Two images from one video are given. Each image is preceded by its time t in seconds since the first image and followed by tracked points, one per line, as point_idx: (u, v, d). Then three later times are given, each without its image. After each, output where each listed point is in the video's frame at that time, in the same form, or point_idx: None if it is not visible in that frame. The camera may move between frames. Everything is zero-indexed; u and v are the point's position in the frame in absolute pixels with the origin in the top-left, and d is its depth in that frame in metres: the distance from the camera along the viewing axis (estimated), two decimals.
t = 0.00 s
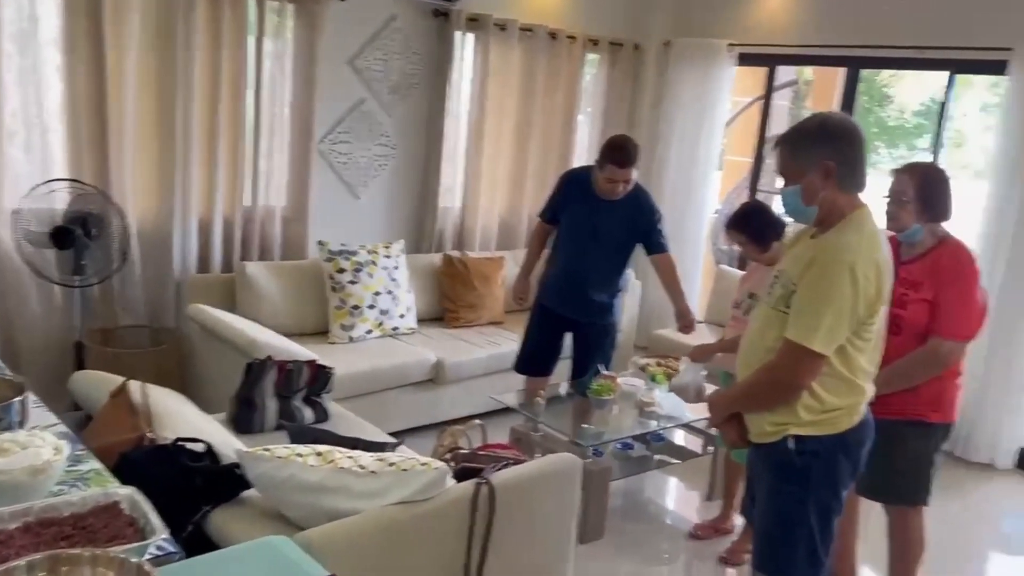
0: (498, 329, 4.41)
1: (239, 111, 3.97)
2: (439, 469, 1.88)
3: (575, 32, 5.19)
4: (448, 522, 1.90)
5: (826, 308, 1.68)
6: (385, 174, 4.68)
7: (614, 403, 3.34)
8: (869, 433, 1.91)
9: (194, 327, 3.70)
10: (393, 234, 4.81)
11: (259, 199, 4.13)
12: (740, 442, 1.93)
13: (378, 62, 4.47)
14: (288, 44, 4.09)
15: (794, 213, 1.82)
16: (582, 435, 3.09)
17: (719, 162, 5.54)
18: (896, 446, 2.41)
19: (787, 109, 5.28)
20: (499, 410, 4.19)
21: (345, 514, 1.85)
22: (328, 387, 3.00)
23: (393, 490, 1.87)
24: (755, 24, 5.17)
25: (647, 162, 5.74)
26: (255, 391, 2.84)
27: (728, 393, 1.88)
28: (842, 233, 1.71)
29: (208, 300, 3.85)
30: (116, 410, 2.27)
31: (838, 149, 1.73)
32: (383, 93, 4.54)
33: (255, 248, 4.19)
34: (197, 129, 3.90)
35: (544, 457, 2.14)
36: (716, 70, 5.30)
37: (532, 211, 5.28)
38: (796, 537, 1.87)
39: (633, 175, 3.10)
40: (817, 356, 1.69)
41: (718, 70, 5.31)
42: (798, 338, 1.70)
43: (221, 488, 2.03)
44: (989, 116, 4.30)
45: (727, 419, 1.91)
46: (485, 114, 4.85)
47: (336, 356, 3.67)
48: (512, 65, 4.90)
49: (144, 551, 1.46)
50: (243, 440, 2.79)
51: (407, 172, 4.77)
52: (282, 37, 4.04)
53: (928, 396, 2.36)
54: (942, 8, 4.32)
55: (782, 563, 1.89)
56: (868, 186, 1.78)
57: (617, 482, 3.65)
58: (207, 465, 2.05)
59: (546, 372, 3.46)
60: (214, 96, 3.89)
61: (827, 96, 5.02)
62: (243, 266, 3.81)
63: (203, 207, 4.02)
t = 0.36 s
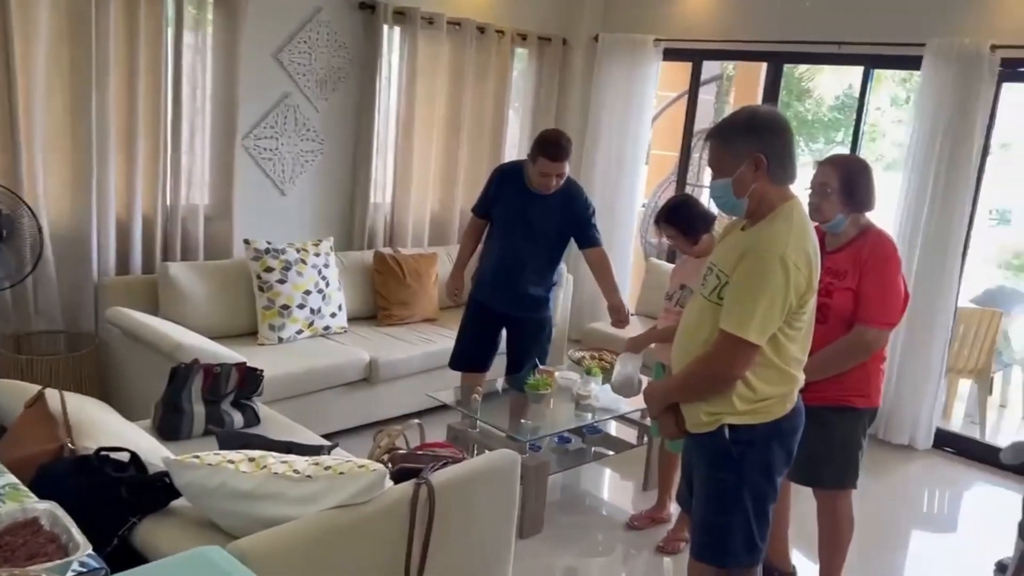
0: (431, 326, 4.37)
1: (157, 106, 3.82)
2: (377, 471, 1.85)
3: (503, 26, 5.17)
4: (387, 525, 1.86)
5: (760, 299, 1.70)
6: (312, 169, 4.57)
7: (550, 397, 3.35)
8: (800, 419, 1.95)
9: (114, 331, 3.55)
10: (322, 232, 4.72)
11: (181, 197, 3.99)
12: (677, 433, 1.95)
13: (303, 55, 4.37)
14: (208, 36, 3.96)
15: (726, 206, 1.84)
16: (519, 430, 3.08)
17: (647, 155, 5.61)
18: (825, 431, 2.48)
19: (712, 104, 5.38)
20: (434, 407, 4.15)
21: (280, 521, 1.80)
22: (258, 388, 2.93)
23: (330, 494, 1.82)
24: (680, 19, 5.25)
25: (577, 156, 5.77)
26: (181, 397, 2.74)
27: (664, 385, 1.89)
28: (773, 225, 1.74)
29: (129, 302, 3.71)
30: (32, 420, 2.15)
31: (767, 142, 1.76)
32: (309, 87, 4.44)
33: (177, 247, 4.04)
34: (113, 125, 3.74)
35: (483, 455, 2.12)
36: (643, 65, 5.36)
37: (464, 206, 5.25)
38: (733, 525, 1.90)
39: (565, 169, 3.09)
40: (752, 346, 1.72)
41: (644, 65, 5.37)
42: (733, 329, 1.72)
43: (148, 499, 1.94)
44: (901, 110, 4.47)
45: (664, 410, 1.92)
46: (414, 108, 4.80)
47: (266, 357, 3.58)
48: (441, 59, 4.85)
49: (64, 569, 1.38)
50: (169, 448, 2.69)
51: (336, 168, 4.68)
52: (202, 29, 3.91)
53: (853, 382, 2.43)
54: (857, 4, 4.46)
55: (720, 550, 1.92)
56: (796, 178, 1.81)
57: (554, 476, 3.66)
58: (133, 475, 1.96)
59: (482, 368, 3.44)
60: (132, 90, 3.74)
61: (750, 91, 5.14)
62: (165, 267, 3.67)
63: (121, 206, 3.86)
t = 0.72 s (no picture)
0: (354, 324, 4.28)
1: (56, 99, 3.63)
2: (292, 474, 1.77)
3: (422, 18, 5.11)
4: (304, 528, 1.80)
5: (678, 287, 1.71)
6: (225, 165, 4.43)
7: (476, 392, 3.32)
8: (720, 406, 1.96)
9: (13, 336, 3.36)
10: (237, 229, 4.57)
11: (84, 194, 3.81)
12: (600, 423, 1.95)
13: (213, 47, 4.22)
14: (110, 26, 3.79)
15: (645, 196, 1.84)
16: (444, 427, 3.04)
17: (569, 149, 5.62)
18: (744, 418, 2.52)
19: (632, 97, 5.45)
20: (357, 407, 4.08)
21: (190, 529, 1.72)
22: (168, 394, 2.82)
23: (243, 499, 1.75)
24: (598, 13, 5.28)
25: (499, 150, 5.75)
26: (86, 402, 2.60)
27: (587, 375, 1.89)
28: (688, 214, 1.74)
29: (30, 305, 3.52)
30: None
31: (682, 132, 1.77)
32: (220, 79, 4.29)
33: (82, 247, 3.86)
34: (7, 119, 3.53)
35: (406, 452, 2.07)
36: (563, 58, 5.37)
37: (386, 202, 5.17)
38: (657, 513, 1.90)
39: (489, 163, 3.05)
40: (670, 335, 1.72)
41: (565, 59, 5.38)
42: (652, 317, 1.72)
43: (46, 512, 1.83)
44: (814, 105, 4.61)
45: (587, 401, 1.92)
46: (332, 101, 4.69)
47: (180, 360, 3.44)
48: (358, 51, 4.76)
49: None
50: (73, 457, 2.55)
51: (251, 164, 4.54)
52: (103, 18, 3.73)
53: (770, 368, 2.47)
54: None
55: (645, 538, 1.92)
56: (711, 167, 1.82)
57: (481, 472, 3.63)
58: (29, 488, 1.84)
59: (405, 365, 3.39)
60: (28, 82, 3.54)
61: (669, 84, 5.22)
62: (68, 267, 3.50)
63: (18, 204, 3.66)
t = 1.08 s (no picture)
0: (277, 325, 4.17)
1: None
2: (213, 485, 1.70)
3: (342, 11, 5.00)
4: (228, 540, 1.73)
5: (606, 282, 1.70)
6: (138, 162, 4.25)
7: (405, 392, 3.28)
8: (650, 399, 1.97)
9: None
10: (152, 229, 4.40)
11: None
12: (531, 420, 1.93)
13: (122, 39, 4.04)
14: (9, 17, 3.58)
15: (572, 191, 1.83)
16: (372, 428, 2.98)
17: (496, 145, 5.59)
18: (672, 410, 2.54)
19: (557, 93, 5.44)
20: (283, 410, 3.97)
21: (103, 547, 1.63)
22: (79, 404, 2.68)
23: (160, 513, 1.67)
24: (521, 7, 5.26)
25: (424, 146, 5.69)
26: None
27: (517, 372, 1.87)
28: (616, 209, 1.74)
29: None
30: None
31: (608, 127, 1.76)
32: (131, 73, 4.11)
33: None
34: None
35: (334, 457, 2.02)
36: (487, 53, 5.34)
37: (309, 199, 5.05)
38: (589, 509, 1.90)
39: (419, 160, 2.99)
40: (600, 330, 1.71)
41: (488, 53, 5.35)
42: (581, 313, 1.71)
43: None
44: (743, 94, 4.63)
45: (518, 399, 1.90)
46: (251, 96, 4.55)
47: (92, 367, 3.29)
48: (277, 45, 4.63)
49: None
50: None
51: (165, 161, 4.37)
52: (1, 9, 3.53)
53: (695, 361, 2.49)
54: None
55: (578, 534, 1.91)
56: (637, 162, 1.82)
57: (411, 472, 3.58)
58: None
59: (332, 366, 3.31)
60: None
61: (592, 78, 5.25)
62: None
63: None
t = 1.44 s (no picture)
0: (195, 329, 4.02)
1: None
2: (140, 502, 1.62)
3: (257, 3, 4.84)
4: (157, 559, 1.65)
5: (543, 282, 1.69)
6: (41, 161, 4.02)
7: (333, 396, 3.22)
8: (588, 397, 1.98)
9: None
10: (58, 231, 4.18)
11: None
12: (469, 421, 1.91)
13: (21, 31, 3.81)
14: None
15: (507, 191, 1.81)
16: (300, 434, 2.91)
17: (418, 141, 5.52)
18: (606, 406, 2.56)
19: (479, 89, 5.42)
20: (204, 418, 3.83)
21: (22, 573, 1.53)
22: None
23: (84, 534, 1.58)
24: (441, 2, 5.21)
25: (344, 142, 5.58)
26: None
27: (455, 373, 1.85)
28: (552, 208, 1.73)
29: None
30: None
31: (544, 127, 1.75)
32: (31, 67, 3.89)
33: None
34: None
35: (264, 468, 1.95)
36: (407, 47, 5.27)
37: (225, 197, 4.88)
38: (530, 509, 1.89)
39: (346, 164, 2.91)
40: (538, 329, 1.70)
41: (409, 48, 5.28)
42: (520, 313, 1.69)
43: None
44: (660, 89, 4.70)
45: (456, 400, 1.88)
46: (162, 91, 4.37)
47: None
48: (189, 38, 4.46)
49: None
50: None
51: (71, 159, 4.16)
52: None
53: (627, 357, 2.51)
54: None
55: (520, 535, 1.90)
56: (572, 161, 1.82)
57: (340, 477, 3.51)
58: None
59: (255, 370, 3.21)
60: None
61: (513, 75, 5.25)
62: None
63: None
